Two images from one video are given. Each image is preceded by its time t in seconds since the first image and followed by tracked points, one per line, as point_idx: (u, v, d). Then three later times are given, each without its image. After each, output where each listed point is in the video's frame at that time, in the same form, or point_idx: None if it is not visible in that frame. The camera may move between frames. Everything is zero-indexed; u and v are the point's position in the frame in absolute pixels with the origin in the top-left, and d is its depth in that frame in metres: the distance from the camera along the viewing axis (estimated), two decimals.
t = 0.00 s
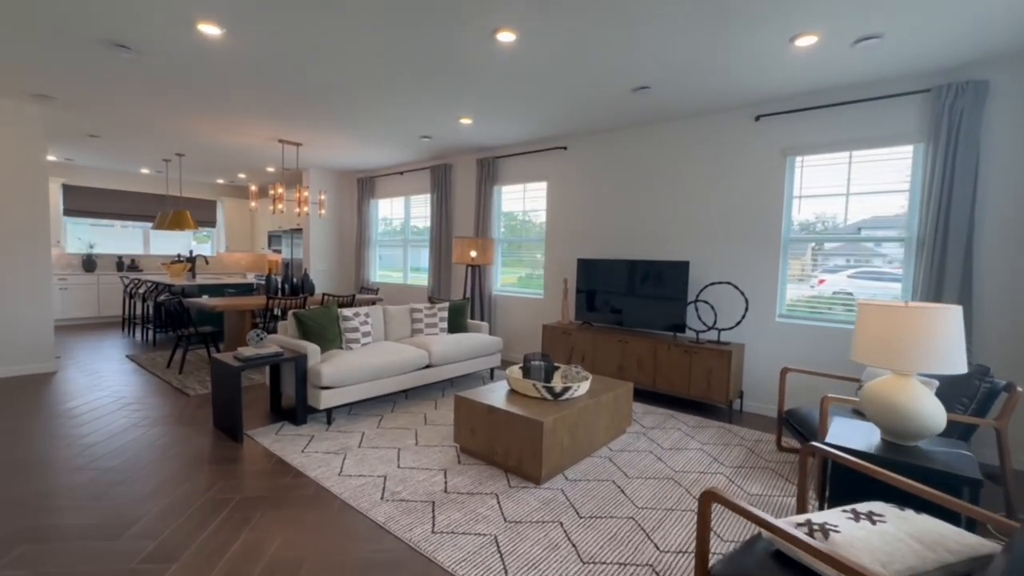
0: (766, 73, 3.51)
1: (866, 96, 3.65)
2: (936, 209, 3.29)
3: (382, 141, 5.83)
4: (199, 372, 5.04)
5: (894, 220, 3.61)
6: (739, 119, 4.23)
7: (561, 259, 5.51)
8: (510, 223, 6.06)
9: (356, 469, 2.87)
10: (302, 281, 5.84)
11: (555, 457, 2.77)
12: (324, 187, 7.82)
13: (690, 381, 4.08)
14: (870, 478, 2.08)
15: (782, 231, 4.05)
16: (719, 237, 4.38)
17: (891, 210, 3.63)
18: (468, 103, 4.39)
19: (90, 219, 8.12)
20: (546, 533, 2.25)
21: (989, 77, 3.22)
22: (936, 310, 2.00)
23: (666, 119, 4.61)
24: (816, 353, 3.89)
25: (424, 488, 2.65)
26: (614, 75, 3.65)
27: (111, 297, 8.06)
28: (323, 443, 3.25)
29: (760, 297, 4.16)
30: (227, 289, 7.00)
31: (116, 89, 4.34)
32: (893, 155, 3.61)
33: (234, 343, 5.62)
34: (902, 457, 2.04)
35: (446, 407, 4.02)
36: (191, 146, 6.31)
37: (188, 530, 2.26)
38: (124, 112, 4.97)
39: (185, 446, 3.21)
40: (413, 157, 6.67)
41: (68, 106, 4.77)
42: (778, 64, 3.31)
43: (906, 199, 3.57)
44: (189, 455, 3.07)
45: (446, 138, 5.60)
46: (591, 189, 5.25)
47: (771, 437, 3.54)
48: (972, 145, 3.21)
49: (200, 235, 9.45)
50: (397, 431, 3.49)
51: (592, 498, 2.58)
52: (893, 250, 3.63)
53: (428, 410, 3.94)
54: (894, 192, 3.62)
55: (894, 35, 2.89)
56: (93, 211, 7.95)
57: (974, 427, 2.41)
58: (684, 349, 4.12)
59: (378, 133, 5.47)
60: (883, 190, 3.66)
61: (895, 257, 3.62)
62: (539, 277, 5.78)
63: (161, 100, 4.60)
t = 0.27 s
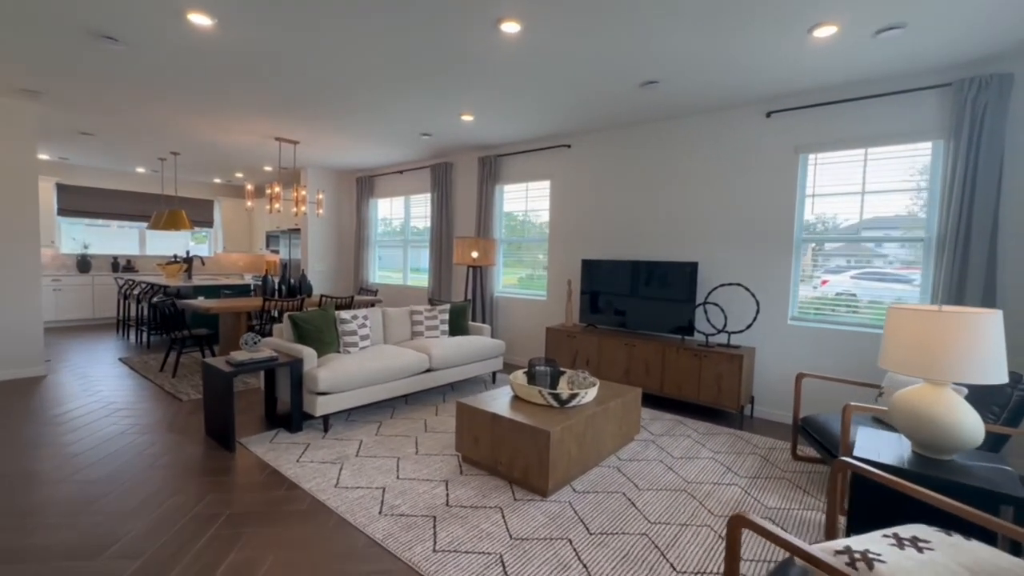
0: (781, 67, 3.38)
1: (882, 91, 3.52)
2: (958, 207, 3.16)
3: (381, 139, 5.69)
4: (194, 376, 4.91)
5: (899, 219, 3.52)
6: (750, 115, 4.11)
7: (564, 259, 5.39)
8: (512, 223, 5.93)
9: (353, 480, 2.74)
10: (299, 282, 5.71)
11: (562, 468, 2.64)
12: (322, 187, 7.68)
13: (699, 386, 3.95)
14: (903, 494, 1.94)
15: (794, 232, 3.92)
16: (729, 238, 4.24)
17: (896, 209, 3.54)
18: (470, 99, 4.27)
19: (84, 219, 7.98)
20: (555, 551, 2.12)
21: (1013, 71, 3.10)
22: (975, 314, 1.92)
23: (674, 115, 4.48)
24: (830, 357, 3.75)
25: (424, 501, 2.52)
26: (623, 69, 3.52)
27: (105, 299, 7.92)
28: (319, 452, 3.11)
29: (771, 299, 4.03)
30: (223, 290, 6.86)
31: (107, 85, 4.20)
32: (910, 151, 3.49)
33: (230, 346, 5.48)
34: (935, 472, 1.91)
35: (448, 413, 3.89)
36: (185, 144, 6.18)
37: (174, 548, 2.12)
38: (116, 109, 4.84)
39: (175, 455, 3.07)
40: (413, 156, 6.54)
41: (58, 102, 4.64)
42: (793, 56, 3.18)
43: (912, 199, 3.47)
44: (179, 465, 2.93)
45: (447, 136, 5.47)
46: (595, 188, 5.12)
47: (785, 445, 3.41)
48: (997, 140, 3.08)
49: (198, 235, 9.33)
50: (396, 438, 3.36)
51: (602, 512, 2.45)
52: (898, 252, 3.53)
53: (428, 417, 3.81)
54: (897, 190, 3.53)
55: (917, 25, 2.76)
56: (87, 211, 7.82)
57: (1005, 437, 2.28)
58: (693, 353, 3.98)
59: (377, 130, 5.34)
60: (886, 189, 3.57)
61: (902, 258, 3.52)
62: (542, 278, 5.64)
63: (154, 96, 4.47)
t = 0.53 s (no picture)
0: (795, 61, 3.27)
1: (899, 86, 3.41)
2: (980, 206, 3.05)
3: (381, 137, 5.58)
4: (189, 380, 4.78)
5: (901, 219, 3.46)
6: (761, 112, 3.99)
7: (568, 260, 5.27)
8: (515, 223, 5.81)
9: (353, 491, 2.62)
10: (298, 283, 5.58)
11: (572, 478, 2.52)
12: (321, 186, 7.57)
13: (709, 391, 3.84)
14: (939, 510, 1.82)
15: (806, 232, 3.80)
16: (738, 238, 4.13)
17: (899, 209, 3.48)
18: (473, 95, 4.15)
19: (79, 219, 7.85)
20: (566, 569, 2.00)
21: None
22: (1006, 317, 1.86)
23: (682, 112, 4.37)
24: (844, 360, 3.65)
25: (428, 514, 2.40)
26: (631, 64, 3.41)
27: (100, 300, 7.79)
28: (317, 460, 3.00)
29: (783, 300, 3.92)
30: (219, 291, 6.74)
31: (98, 80, 4.08)
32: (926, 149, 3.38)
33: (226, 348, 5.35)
34: (971, 486, 1.79)
35: (450, 419, 3.77)
36: (181, 142, 6.06)
37: (163, 567, 2.00)
38: (109, 105, 4.72)
39: (168, 463, 2.95)
40: (413, 155, 6.42)
41: (49, 98, 4.51)
42: (809, 50, 3.07)
43: (915, 200, 3.41)
44: (171, 474, 2.81)
45: (448, 134, 5.36)
46: (600, 187, 5.01)
47: (800, 452, 3.30)
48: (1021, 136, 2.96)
49: (195, 234, 9.16)
50: (397, 446, 3.24)
51: (614, 526, 2.34)
52: (898, 252, 3.49)
53: (430, 422, 3.69)
54: (900, 189, 3.47)
55: (941, 17, 2.65)
56: (81, 211, 7.69)
57: None
58: (703, 356, 3.87)
59: (377, 128, 5.23)
60: (889, 189, 3.51)
61: (901, 258, 3.48)
62: (546, 279, 5.53)
63: (147, 93, 4.34)
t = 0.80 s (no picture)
0: (808, 56, 3.18)
1: (914, 83, 3.33)
2: (999, 205, 2.97)
3: (381, 135, 5.48)
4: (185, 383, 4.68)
5: (904, 219, 3.43)
6: (771, 109, 3.91)
7: (572, 260, 5.18)
8: (517, 223, 5.72)
9: (354, 500, 2.53)
10: (297, 284, 5.48)
11: (582, 487, 2.43)
12: (320, 185, 7.46)
13: (718, 394, 3.75)
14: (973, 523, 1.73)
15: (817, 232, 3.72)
16: (748, 238, 4.05)
17: (907, 209, 3.42)
18: (476, 91, 4.06)
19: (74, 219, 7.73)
20: None
21: None
22: None
23: (689, 109, 4.28)
24: (856, 363, 3.56)
25: (432, 524, 2.31)
26: (639, 59, 3.32)
27: (95, 301, 7.67)
28: (317, 467, 2.90)
29: (794, 302, 3.83)
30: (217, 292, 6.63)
31: (92, 76, 3.98)
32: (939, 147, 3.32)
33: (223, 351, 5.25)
34: (1005, 497, 1.70)
35: (453, 423, 3.67)
36: (178, 140, 5.95)
37: None
38: (103, 102, 4.61)
39: (162, 471, 2.85)
40: (414, 153, 6.33)
41: (42, 95, 4.41)
42: (824, 44, 2.98)
43: (918, 200, 3.38)
44: (165, 483, 2.71)
45: (450, 133, 5.27)
46: (605, 186, 4.92)
47: (813, 458, 3.21)
48: None
49: (193, 235, 9.07)
50: (399, 452, 3.15)
51: (626, 537, 2.25)
52: (899, 253, 3.46)
53: (433, 427, 3.60)
54: (904, 189, 3.43)
55: (963, 9, 2.57)
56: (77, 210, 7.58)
57: None
58: (711, 359, 3.78)
59: (378, 126, 5.13)
60: (893, 188, 3.47)
61: (903, 258, 3.44)
62: (549, 280, 5.44)
63: (143, 89, 4.24)
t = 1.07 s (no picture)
0: (823, 52, 3.10)
1: (932, 79, 3.25)
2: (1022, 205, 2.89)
3: (382, 133, 5.38)
4: (182, 387, 4.57)
5: (906, 220, 3.39)
6: (782, 107, 3.82)
7: (577, 261, 5.09)
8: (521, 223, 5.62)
9: (358, 511, 2.43)
10: (296, 285, 5.37)
11: (596, 497, 2.33)
12: (319, 185, 7.35)
13: (729, 399, 3.67)
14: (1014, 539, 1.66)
15: (829, 233, 3.64)
16: (758, 238, 3.96)
17: (923, 208, 3.34)
18: (480, 88, 3.96)
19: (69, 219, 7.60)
20: None
21: None
22: None
23: (698, 107, 4.19)
24: (871, 367, 3.48)
25: (440, 537, 2.21)
26: (650, 55, 3.23)
27: (90, 302, 7.55)
28: (319, 476, 2.80)
29: (806, 304, 3.74)
30: (214, 293, 6.52)
31: (86, 72, 3.86)
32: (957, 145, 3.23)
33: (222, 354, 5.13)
34: None
35: (458, 429, 3.58)
36: (174, 139, 5.84)
37: None
38: (98, 99, 4.50)
39: (157, 480, 2.74)
40: (415, 152, 6.23)
41: (35, 91, 4.29)
42: (842, 38, 2.89)
43: (920, 201, 3.34)
44: (160, 493, 2.61)
45: (452, 131, 5.17)
46: (610, 185, 4.83)
47: (829, 464, 3.13)
48: None
49: (190, 235, 8.98)
50: (403, 460, 3.05)
51: (642, 550, 2.16)
52: (900, 254, 3.43)
53: (437, 433, 3.50)
54: (907, 189, 3.38)
55: (988, 1, 2.48)
56: (71, 210, 7.45)
57: None
58: (722, 362, 3.69)
59: (379, 124, 5.03)
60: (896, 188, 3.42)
61: (904, 259, 3.41)
62: (554, 281, 5.34)
63: (138, 85, 4.13)
